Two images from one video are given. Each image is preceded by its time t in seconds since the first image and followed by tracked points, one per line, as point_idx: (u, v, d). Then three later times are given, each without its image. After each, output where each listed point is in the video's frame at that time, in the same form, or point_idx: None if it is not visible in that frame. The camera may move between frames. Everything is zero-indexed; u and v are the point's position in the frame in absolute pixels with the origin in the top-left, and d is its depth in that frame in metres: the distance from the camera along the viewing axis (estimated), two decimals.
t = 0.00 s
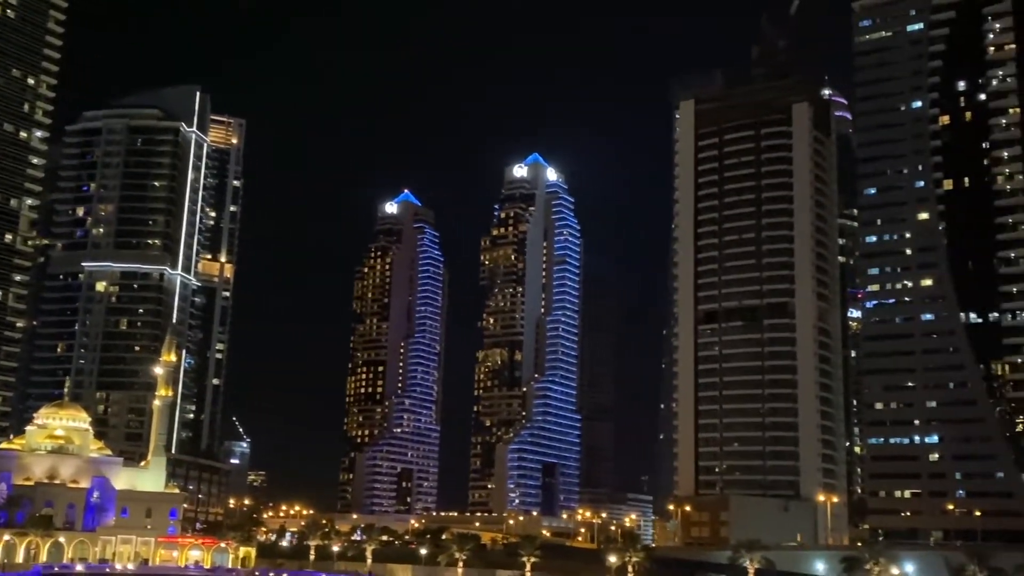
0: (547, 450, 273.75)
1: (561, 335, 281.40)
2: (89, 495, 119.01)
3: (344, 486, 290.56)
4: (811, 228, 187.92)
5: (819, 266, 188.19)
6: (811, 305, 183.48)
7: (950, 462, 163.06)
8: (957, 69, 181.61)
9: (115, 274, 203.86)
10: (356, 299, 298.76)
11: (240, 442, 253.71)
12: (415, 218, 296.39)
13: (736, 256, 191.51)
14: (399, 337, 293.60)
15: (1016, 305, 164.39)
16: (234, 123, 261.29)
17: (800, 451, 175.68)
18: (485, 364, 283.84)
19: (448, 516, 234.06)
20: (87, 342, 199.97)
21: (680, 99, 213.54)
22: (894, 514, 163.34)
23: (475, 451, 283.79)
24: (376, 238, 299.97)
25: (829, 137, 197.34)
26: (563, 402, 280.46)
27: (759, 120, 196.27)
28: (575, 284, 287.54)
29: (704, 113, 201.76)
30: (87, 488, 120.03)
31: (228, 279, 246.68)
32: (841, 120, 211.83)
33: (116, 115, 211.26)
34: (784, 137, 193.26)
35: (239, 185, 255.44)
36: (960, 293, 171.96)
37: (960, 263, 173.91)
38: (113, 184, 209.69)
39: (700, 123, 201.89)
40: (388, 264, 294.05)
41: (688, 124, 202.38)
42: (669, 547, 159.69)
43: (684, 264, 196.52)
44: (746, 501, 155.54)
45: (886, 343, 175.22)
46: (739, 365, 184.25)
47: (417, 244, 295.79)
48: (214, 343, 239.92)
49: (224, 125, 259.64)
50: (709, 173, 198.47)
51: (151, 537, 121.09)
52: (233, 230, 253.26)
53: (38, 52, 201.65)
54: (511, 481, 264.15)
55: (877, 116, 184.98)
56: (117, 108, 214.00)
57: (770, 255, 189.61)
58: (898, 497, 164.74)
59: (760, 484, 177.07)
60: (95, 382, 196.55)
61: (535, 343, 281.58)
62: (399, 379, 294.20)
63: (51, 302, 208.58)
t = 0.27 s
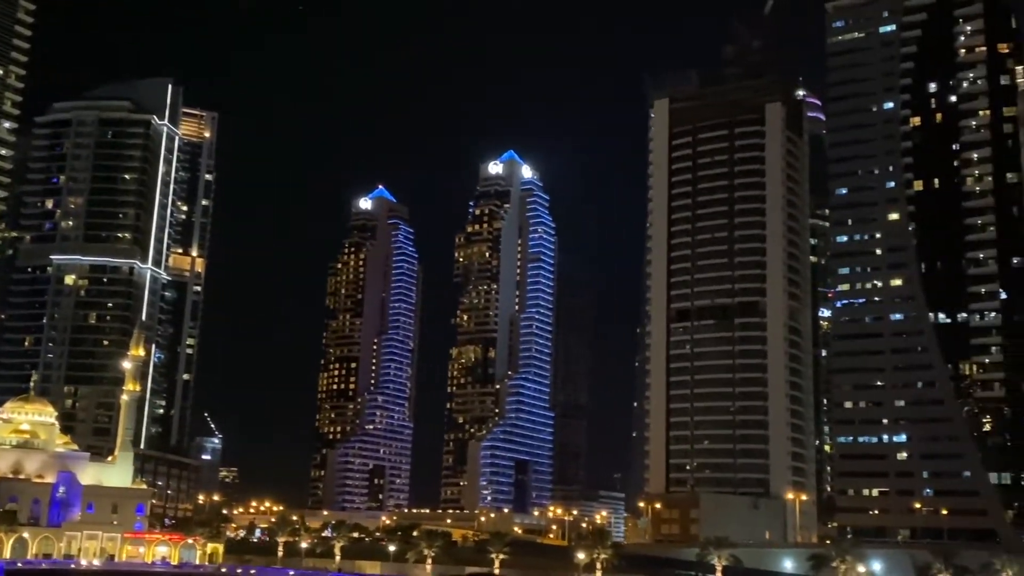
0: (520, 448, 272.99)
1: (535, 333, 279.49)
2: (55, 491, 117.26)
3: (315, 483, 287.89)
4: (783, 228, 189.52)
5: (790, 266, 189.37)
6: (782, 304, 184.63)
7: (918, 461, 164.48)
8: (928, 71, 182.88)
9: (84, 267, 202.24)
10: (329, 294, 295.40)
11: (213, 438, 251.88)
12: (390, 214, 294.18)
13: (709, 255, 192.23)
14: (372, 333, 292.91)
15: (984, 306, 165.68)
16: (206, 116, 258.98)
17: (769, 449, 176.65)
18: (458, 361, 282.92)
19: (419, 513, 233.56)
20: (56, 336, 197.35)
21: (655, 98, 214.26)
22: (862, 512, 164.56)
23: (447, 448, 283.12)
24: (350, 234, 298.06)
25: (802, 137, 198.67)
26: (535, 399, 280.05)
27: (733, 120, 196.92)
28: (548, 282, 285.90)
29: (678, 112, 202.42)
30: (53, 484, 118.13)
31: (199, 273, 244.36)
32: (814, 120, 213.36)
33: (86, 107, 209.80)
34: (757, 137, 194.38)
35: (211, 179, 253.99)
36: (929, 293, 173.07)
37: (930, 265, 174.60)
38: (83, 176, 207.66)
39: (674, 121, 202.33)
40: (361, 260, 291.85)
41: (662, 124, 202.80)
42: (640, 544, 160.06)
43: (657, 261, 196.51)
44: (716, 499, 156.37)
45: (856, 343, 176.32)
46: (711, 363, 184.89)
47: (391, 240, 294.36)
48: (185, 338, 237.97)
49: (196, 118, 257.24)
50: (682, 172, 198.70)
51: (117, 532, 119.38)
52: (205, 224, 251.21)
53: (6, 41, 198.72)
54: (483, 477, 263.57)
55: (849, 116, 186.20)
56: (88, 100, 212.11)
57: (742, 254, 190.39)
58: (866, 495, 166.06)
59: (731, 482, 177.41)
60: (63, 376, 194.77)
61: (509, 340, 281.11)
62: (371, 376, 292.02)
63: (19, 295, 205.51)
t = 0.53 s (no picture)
0: (492, 445, 271.08)
1: (508, 330, 278.91)
2: (20, 486, 115.84)
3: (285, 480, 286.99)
4: (754, 227, 190.37)
5: (761, 265, 190.10)
6: (753, 303, 185.59)
7: (885, 460, 165.52)
8: (899, 72, 183.55)
9: (52, 260, 199.80)
10: (301, 290, 296.10)
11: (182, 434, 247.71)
12: (363, 210, 293.83)
13: (680, 253, 192.99)
14: (344, 330, 292.55)
15: (951, 307, 167.62)
16: (178, 110, 256.69)
17: (739, 448, 177.49)
18: (431, 358, 284.11)
19: (389, 510, 232.92)
20: (22, 330, 194.23)
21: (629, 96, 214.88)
22: (829, 510, 165.86)
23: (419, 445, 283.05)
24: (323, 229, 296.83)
25: (773, 138, 199.68)
26: (508, 396, 279.13)
27: (706, 119, 197.67)
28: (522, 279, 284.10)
29: (652, 111, 203.32)
30: (17, 479, 116.76)
31: (169, 268, 242.95)
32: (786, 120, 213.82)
33: (55, 99, 207.01)
34: (730, 137, 195.37)
35: (183, 172, 252.43)
36: (898, 293, 173.63)
37: (897, 265, 175.32)
38: (51, 169, 205.03)
39: (648, 120, 203.02)
40: (334, 256, 291.85)
41: (636, 121, 203.27)
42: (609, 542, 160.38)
43: (629, 258, 196.89)
44: (685, 496, 157.22)
45: (825, 343, 177.76)
46: (681, 361, 185.61)
47: (364, 236, 293.11)
48: (154, 332, 236.11)
49: (168, 111, 254.93)
50: (655, 171, 199.71)
51: (80, 529, 116.66)
52: (176, 218, 249.07)
53: None
54: (454, 475, 262.82)
55: (821, 117, 189.15)
56: (57, 91, 209.65)
57: (713, 253, 191.11)
58: (833, 494, 167.33)
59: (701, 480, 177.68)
60: (30, 370, 191.66)
61: (482, 336, 281.53)
62: (343, 373, 290.32)
63: None
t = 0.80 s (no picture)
0: (464, 443, 271.10)
1: (481, 328, 279.21)
2: None
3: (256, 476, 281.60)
4: (726, 227, 190.91)
5: (733, 265, 190.84)
6: (724, 303, 186.45)
7: (853, 460, 166.50)
8: (870, 74, 185.27)
9: (19, 254, 197.86)
10: (272, 286, 290.82)
11: (150, 429, 248.26)
12: (336, 206, 293.88)
13: (653, 252, 193.33)
14: (317, 326, 289.31)
15: (919, 308, 170.00)
16: (149, 103, 253.28)
17: (709, 447, 178.06)
18: (403, 356, 283.15)
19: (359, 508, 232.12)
20: None
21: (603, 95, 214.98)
22: (797, 509, 166.69)
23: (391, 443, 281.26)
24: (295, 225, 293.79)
25: (746, 138, 200.53)
26: (480, 394, 279.04)
27: (680, 119, 198.27)
28: (496, 276, 285.71)
29: (625, 110, 203.60)
30: None
31: (139, 263, 241.09)
32: (759, 121, 214.89)
33: (23, 90, 202.85)
34: (703, 137, 195.97)
35: (154, 166, 250.73)
36: (867, 294, 175.40)
37: (868, 266, 177.11)
38: (18, 161, 201.08)
39: (622, 119, 203.22)
40: (305, 253, 287.38)
41: (610, 119, 203.20)
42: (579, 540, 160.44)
43: (602, 258, 197.36)
44: (656, 494, 157.46)
45: (795, 343, 178.82)
46: (653, 360, 185.84)
47: (337, 232, 291.65)
48: (123, 327, 234.53)
49: (139, 105, 251.07)
50: (629, 170, 199.90)
51: (43, 525, 112.25)
52: (146, 212, 246.95)
53: None
54: (426, 473, 262.41)
55: (793, 119, 188.61)
56: (25, 82, 205.96)
57: (686, 252, 191.69)
58: (802, 493, 168.20)
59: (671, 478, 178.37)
60: None
61: (455, 334, 281.35)
62: (314, 369, 288.18)
63: None
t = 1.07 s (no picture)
0: (437, 442, 271.37)
1: (456, 327, 279.35)
2: None
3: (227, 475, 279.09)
4: (701, 227, 191.41)
5: (707, 265, 191.45)
6: (698, 303, 187.08)
7: (823, 460, 167.45)
8: (843, 76, 186.16)
9: None
10: (245, 283, 287.89)
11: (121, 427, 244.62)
12: (310, 203, 292.51)
13: (628, 252, 193.45)
14: (290, 323, 286.38)
15: (891, 309, 171.95)
16: (122, 97, 250.84)
17: (681, 446, 178.47)
18: (377, 354, 279.86)
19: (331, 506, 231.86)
20: None
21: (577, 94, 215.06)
22: (769, 509, 167.26)
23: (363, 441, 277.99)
24: (269, 222, 292.95)
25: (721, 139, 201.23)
26: (454, 394, 279.16)
27: (656, 119, 198.98)
28: (471, 275, 286.47)
29: (600, 109, 203.93)
30: None
31: (110, 258, 237.84)
32: (733, 122, 216.28)
33: None
34: (678, 137, 196.60)
35: (125, 161, 247.60)
36: (838, 295, 176.45)
37: (839, 266, 178.03)
38: None
39: (597, 119, 203.58)
40: (279, 249, 286.18)
41: (586, 119, 203.85)
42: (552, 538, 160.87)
43: (576, 257, 197.19)
44: (628, 493, 157.43)
45: (764, 342, 178.15)
46: (626, 360, 185.99)
47: (311, 230, 290.61)
48: (94, 324, 232.17)
49: (112, 99, 248.38)
50: (604, 170, 200.14)
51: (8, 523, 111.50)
52: (118, 208, 244.81)
53: None
54: (399, 473, 260.69)
55: (767, 120, 189.71)
56: None
57: (660, 252, 191.84)
58: (773, 493, 168.89)
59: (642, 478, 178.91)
60: None
61: (429, 332, 279.21)
62: (287, 365, 284.69)
63: None
